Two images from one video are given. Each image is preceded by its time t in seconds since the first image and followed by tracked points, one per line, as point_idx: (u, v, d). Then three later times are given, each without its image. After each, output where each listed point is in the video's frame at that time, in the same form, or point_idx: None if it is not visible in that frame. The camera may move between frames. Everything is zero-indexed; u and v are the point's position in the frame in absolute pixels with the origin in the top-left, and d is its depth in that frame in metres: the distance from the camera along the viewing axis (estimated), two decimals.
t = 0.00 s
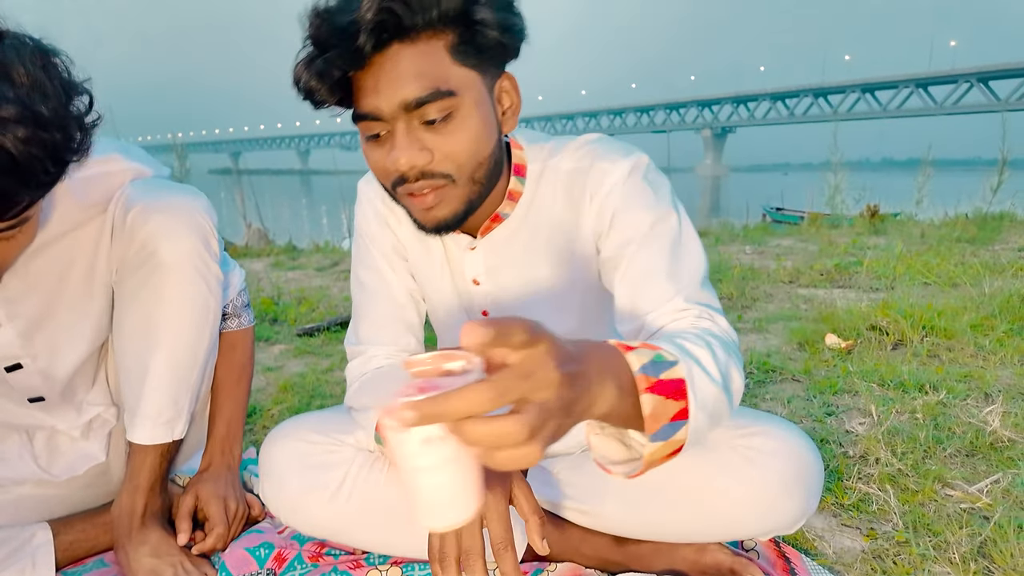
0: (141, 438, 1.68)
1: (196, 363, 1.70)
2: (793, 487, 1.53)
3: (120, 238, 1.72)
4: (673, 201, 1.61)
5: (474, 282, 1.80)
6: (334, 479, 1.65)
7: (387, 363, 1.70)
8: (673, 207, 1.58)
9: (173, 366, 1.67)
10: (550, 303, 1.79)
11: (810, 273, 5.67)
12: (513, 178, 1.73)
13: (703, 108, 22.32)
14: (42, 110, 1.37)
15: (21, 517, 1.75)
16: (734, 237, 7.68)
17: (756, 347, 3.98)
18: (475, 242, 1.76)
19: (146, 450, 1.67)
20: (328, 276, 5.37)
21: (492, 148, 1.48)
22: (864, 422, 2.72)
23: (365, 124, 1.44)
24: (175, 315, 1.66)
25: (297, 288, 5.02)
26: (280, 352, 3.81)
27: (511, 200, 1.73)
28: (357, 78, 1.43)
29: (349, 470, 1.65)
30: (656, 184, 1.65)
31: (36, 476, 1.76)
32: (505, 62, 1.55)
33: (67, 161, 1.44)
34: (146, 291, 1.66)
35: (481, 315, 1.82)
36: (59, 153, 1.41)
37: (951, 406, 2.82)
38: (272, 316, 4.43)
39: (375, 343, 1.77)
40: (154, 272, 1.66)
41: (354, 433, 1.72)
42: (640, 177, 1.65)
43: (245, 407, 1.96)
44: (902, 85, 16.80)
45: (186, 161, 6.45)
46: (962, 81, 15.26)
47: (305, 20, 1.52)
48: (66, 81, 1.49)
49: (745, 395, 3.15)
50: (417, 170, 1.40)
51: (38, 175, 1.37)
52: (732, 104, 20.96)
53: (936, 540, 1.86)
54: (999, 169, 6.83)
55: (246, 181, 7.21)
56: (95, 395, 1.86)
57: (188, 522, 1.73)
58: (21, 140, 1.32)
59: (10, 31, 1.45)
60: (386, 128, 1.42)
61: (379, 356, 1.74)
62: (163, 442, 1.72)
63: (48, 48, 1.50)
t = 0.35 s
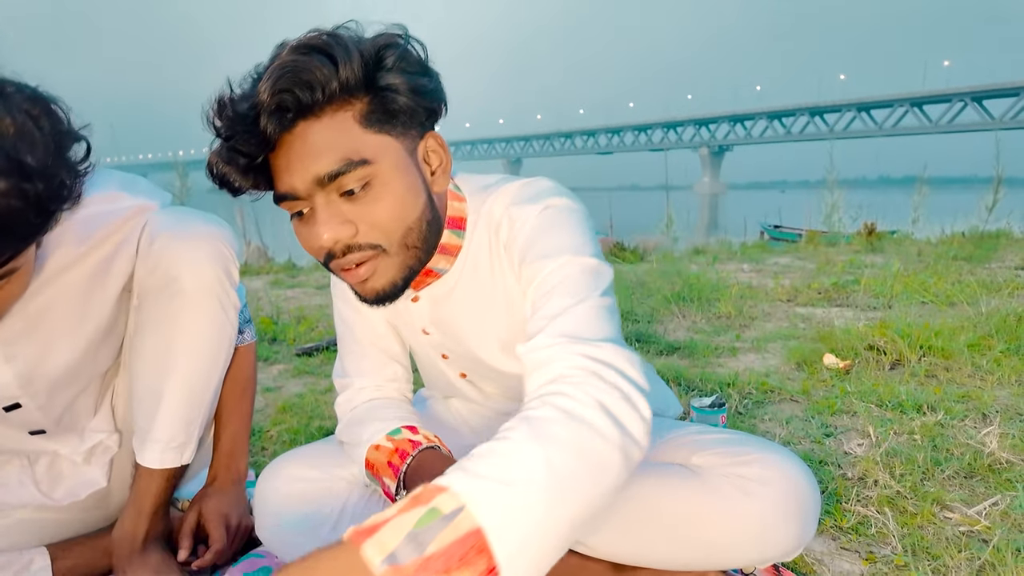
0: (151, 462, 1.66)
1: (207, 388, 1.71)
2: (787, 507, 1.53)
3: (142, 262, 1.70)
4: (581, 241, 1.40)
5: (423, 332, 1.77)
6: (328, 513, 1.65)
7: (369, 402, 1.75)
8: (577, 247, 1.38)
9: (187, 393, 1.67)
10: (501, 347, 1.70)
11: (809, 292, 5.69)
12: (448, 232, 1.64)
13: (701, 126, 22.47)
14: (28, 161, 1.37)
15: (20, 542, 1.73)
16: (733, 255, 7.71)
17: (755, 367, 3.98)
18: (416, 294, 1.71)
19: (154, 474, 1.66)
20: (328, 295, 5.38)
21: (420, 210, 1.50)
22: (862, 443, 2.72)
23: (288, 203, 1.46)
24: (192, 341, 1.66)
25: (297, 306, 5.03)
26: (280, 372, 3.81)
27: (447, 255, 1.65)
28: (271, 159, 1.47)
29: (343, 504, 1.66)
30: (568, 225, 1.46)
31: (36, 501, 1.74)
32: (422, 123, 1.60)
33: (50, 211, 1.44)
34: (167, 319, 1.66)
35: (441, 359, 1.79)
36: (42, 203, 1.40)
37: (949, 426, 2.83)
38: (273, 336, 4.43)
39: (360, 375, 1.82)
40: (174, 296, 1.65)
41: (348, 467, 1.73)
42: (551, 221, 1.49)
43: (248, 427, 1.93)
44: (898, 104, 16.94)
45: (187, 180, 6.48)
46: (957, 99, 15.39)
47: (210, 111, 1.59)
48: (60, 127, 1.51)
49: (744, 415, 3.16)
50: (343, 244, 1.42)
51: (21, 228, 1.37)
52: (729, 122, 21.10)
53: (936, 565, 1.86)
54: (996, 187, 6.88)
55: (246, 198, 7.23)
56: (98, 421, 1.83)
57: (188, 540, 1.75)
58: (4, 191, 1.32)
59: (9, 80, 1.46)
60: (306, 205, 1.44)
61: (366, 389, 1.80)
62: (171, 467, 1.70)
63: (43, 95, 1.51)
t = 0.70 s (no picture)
0: (162, 477, 1.67)
1: (223, 407, 1.72)
2: (781, 528, 1.54)
3: (169, 284, 1.69)
4: (518, 302, 1.31)
5: (409, 362, 1.75)
6: (331, 530, 1.67)
7: (372, 419, 1.77)
8: (511, 309, 1.29)
9: (204, 411, 1.67)
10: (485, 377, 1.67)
11: (806, 306, 5.72)
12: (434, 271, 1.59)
13: (697, 142, 22.62)
14: (24, 232, 1.32)
15: (22, 557, 1.70)
16: (730, 270, 7.75)
17: (753, 381, 3.99)
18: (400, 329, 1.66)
19: (165, 489, 1.66)
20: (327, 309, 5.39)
21: (416, 249, 1.52)
22: (860, 457, 2.73)
23: (281, 240, 1.49)
24: (212, 360, 1.67)
25: (297, 321, 5.04)
26: (279, 387, 3.81)
27: (432, 294, 1.59)
28: (264, 195, 1.50)
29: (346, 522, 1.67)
30: (511, 279, 1.36)
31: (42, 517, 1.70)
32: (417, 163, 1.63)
33: (48, 283, 1.40)
34: (192, 338, 1.65)
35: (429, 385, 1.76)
36: (38, 278, 1.37)
37: (946, 440, 2.84)
38: (273, 350, 4.44)
39: (358, 392, 1.84)
40: (198, 315, 1.66)
41: (349, 483, 1.73)
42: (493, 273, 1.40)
43: (254, 436, 1.93)
44: (893, 120, 17.09)
45: (188, 195, 6.49)
46: (952, 115, 15.52)
47: (203, 142, 1.61)
48: (63, 191, 1.46)
49: (743, 429, 3.16)
50: (336, 282, 1.44)
51: (15, 300, 1.33)
52: (726, 138, 21.24)
53: None
54: (991, 203, 6.94)
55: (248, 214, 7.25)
56: (109, 440, 1.77)
57: (191, 551, 1.78)
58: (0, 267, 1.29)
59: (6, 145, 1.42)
60: (299, 242, 1.47)
61: (368, 406, 1.82)
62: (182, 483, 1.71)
63: (45, 161, 1.48)
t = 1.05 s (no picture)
0: (154, 493, 1.67)
1: (217, 422, 1.71)
2: (772, 531, 1.54)
3: (166, 298, 1.71)
4: (492, 321, 1.31)
5: (398, 372, 1.75)
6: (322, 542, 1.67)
7: (362, 429, 1.77)
8: (486, 329, 1.29)
9: (197, 428, 1.67)
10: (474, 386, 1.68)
11: (803, 316, 5.73)
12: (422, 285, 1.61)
13: (695, 152, 22.68)
14: (12, 292, 1.30)
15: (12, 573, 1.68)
16: (727, 280, 7.76)
17: (749, 392, 3.99)
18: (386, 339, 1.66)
19: (155, 505, 1.67)
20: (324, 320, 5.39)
21: (413, 257, 1.54)
22: (855, 468, 2.73)
23: (280, 253, 1.48)
24: (206, 375, 1.67)
25: (294, 332, 5.04)
26: (274, 398, 3.81)
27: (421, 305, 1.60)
28: (263, 209, 1.47)
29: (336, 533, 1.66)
30: (487, 298, 1.36)
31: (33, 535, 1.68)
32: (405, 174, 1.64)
33: (32, 345, 1.36)
34: (187, 355, 1.66)
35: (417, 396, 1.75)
36: (21, 340, 1.33)
37: (942, 451, 2.84)
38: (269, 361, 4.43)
39: (347, 403, 1.84)
40: (194, 329, 1.66)
41: (339, 493, 1.72)
42: (470, 293, 1.40)
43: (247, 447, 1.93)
44: (891, 130, 17.15)
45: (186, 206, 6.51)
46: (949, 126, 15.59)
47: (196, 158, 1.58)
48: (55, 245, 1.43)
49: (738, 440, 3.16)
50: (340, 292, 1.45)
51: None
52: (724, 148, 21.31)
53: None
54: (987, 213, 6.97)
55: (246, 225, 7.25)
56: (104, 457, 1.76)
57: (185, 562, 1.77)
58: None
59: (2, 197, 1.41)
60: (298, 254, 1.46)
61: (356, 416, 1.82)
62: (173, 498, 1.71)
63: (38, 213, 1.45)
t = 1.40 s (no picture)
0: (142, 507, 1.67)
1: (207, 435, 1.71)
2: (763, 535, 1.55)
3: (153, 311, 1.71)
4: (497, 334, 1.32)
5: (394, 385, 1.75)
6: (313, 556, 1.67)
7: (359, 441, 1.78)
8: (490, 343, 1.30)
9: (188, 441, 1.67)
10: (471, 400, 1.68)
11: (799, 326, 5.73)
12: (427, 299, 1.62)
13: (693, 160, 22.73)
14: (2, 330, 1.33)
15: None
16: (724, 288, 7.77)
17: (745, 402, 3.99)
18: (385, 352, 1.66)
19: (145, 519, 1.67)
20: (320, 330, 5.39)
21: (416, 268, 1.55)
22: (849, 479, 2.73)
23: (287, 257, 1.48)
24: (196, 389, 1.67)
25: (291, 342, 5.04)
26: (270, 408, 3.81)
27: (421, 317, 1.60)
28: (271, 211, 1.48)
29: (328, 545, 1.67)
30: (490, 313, 1.37)
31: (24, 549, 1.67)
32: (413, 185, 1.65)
33: (21, 380, 1.40)
34: (178, 368, 1.67)
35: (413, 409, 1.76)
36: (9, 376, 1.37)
37: (937, 462, 2.84)
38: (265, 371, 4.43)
39: (342, 417, 1.84)
40: (184, 343, 1.67)
41: (331, 506, 1.73)
42: (473, 308, 1.41)
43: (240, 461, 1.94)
44: (888, 139, 17.21)
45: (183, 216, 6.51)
46: (946, 134, 15.64)
47: (207, 158, 1.59)
48: (51, 271, 1.44)
49: (732, 450, 3.16)
50: (344, 299, 1.45)
51: None
52: (722, 156, 21.38)
53: None
54: (983, 222, 6.99)
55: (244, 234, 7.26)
56: (95, 471, 1.77)
57: None
58: None
59: None
60: (304, 259, 1.47)
61: (352, 429, 1.82)
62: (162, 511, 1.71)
63: (36, 240, 1.45)
